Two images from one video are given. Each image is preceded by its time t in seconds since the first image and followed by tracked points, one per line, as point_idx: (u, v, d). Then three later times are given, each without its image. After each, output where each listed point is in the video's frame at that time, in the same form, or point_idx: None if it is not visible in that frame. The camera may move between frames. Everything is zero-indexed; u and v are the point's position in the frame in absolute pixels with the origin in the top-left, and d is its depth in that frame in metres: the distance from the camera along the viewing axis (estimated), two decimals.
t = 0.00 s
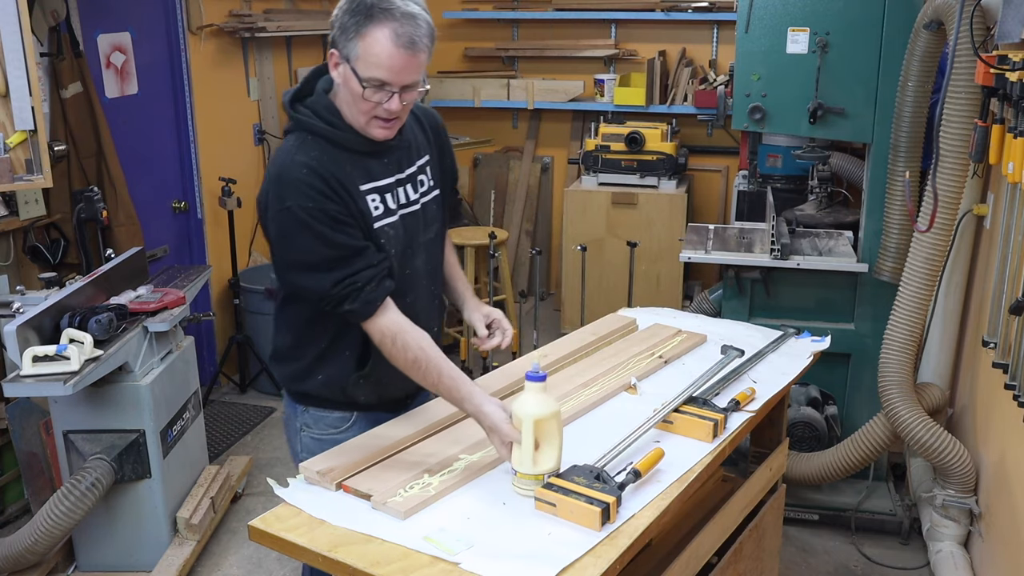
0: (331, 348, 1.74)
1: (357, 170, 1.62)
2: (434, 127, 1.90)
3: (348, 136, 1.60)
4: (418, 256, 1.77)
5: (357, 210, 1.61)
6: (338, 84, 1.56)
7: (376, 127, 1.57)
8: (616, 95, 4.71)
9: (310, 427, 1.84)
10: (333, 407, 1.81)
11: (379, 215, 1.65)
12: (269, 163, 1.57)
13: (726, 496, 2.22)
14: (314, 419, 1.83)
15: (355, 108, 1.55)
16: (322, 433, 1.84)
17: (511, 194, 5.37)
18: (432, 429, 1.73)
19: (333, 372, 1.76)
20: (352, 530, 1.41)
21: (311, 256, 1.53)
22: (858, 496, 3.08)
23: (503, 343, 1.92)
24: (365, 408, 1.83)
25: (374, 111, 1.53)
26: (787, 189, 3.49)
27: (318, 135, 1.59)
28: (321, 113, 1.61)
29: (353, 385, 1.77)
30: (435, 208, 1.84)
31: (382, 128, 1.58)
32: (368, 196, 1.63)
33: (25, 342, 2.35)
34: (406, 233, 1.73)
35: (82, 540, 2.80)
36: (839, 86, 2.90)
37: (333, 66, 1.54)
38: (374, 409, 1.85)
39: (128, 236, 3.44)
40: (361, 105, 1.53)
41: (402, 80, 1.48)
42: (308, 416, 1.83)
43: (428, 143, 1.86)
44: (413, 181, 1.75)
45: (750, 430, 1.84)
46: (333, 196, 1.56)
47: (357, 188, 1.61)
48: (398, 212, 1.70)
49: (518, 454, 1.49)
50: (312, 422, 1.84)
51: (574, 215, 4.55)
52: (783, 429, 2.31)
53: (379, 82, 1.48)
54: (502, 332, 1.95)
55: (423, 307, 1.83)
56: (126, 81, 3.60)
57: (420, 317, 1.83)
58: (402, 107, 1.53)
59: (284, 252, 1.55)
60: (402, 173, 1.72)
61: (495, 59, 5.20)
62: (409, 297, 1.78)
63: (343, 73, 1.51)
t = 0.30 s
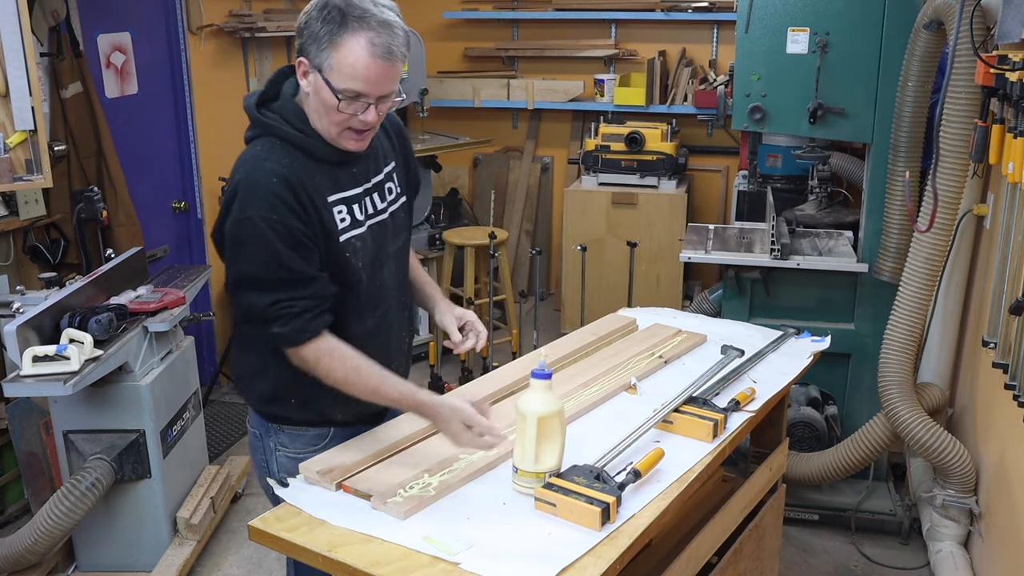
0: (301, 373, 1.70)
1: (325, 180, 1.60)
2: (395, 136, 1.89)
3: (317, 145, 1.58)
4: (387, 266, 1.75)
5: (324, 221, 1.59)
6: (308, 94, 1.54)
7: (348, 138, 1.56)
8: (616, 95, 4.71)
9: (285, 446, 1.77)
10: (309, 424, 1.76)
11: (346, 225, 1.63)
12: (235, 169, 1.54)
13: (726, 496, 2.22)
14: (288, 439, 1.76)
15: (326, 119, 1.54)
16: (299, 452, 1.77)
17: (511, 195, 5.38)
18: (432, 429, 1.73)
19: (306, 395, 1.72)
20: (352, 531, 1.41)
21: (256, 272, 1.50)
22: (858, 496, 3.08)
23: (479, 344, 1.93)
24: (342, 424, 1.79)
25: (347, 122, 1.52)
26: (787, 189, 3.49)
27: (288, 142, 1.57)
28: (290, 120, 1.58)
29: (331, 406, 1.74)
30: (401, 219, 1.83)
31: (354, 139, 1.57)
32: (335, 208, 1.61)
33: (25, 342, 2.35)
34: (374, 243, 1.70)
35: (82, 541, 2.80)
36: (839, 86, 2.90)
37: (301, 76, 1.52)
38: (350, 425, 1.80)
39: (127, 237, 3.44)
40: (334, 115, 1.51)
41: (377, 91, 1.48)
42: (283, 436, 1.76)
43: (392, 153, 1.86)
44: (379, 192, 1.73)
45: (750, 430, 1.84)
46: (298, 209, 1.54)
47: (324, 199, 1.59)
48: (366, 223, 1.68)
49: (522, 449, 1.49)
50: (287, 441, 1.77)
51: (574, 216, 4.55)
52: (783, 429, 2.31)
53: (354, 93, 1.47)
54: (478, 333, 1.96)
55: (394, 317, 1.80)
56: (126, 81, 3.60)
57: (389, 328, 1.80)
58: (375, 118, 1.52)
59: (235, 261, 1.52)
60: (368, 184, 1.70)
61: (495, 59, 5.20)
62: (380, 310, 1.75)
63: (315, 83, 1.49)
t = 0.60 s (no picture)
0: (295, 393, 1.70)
1: (310, 181, 1.59)
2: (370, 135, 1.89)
3: (301, 149, 1.57)
4: (372, 264, 1.75)
5: (312, 223, 1.59)
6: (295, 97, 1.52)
7: (337, 141, 1.55)
8: (616, 95, 4.71)
9: (280, 449, 1.77)
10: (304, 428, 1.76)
11: (333, 227, 1.63)
12: (219, 177, 1.52)
13: (726, 496, 2.22)
14: (284, 442, 1.76)
15: (315, 124, 1.52)
16: (294, 455, 1.77)
17: (511, 194, 5.38)
18: (431, 430, 1.73)
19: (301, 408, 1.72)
20: (351, 530, 1.41)
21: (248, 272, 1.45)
22: (858, 496, 3.08)
23: (478, 331, 1.97)
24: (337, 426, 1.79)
25: (338, 127, 1.51)
26: (787, 189, 3.49)
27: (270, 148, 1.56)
28: (271, 124, 1.58)
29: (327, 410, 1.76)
30: (383, 218, 1.83)
31: (343, 142, 1.56)
32: (322, 210, 1.61)
33: (25, 342, 2.35)
34: (358, 244, 1.71)
35: (81, 541, 2.80)
36: (839, 86, 2.90)
37: (290, 78, 1.50)
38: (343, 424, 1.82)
39: (127, 237, 3.44)
40: (325, 121, 1.50)
41: (370, 98, 1.47)
42: (279, 439, 1.76)
43: (371, 154, 1.86)
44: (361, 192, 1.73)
45: (750, 430, 1.83)
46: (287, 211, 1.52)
47: (311, 202, 1.59)
48: (351, 223, 1.69)
49: (520, 454, 1.49)
50: (282, 445, 1.77)
51: (574, 215, 4.55)
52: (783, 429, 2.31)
53: (347, 100, 1.45)
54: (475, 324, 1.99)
55: (381, 317, 1.81)
56: (126, 81, 3.60)
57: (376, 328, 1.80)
58: (366, 123, 1.52)
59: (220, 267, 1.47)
60: (351, 183, 1.70)
61: (495, 60, 5.21)
62: (365, 310, 1.75)
63: (305, 88, 1.47)
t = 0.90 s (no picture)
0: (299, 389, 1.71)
1: (315, 180, 1.60)
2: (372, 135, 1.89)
3: (308, 148, 1.57)
4: (376, 261, 1.76)
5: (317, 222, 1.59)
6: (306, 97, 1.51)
7: (346, 143, 1.56)
8: (616, 95, 4.71)
9: (283, 445, 1.77)
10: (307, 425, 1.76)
11: (338, 226, 1.64)
12: (224, 177, 1.53)
13: (726, 496, 2.22)
14: (286, 437, 1.76)
15: (326, 125, 1.52)
16: (297, 450, 1.78)
17: (511, 194, 5.37)
18: (431, 430, 1.73)
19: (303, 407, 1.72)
20: (351, 531, 1.40)
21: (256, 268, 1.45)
22: (858, 496, 3.08)
23: (476, 331, 1.96)
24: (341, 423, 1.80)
25: (348, 130, 1.52)
26: (787, 189, 3.49)
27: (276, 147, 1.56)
28: (276, 123, 1.58)
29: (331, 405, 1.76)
30: (386, 217, 1.83)
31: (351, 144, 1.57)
32: (328, 208, 1.61)
33: (25, 342, 2.35)
34: (364, 242, 1.71)
35: (81, 541, 2.80)
36: (839, 86, 2.90)
37: (301, 79, 1.49)
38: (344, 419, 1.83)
39: (127, 237, 3.44)
40: (336, 122, 1.50)
41: (382, 102, 1.47)
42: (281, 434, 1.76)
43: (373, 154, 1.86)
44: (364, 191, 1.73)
45: (750, 430, 1.83)
46: (292, 209, 1.53)
47: (317, 201, 1.59)
48: (356, 222, 1.69)
49: (521, 453, 1.49)
50: (284, 440, 1.77)
51: (574, 215, 4.55)
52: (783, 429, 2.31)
53: (361, 103, 1.46)
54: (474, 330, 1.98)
55: (385, 315, 1.81)
56: (126, 81, 3.60)
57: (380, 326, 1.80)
58: (376, 125, 1.52)
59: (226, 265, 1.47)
60: (354, 182, 1.70)
61: (495, 59, 5.21)
62: (370, 308, 1.75)
63: (317, 90, 1.47)
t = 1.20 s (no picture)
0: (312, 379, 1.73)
1: (337, 172, 1.60)
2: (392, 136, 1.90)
3: (334, 138, 1.58)
4: (393, 258, 1.76)
5: (336, 213, 1.59)
6: (333, 83, 1.51)
7: (368, 132, 1.54)
8: (616, 95, 4.71)
9: (297, 437, 1.78)
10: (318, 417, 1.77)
11: (357, 218, 1.64)
12: (247, 163, 1.52)
13: (726, 496, 2.22)
14: (300, 429, 1.77)
15: (350, 112, 1.52)
16: (310, 443, 1.78)
17: (511, 194, 5.37)
18: (432, 429, 1.73)
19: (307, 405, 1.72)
20: (352, 531, 1.40)
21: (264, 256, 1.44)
22: (858, 496, 3.08)
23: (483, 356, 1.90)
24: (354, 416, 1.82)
25: (372, 117, 1.51)
26: (787, 189, 3.49)
27: (304, 136, 1.56)
28: (304, 113, 1.58)
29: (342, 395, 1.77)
30: (404, 214, 1.83)
31: (374, 133, 1.56)
32: (347, 200, 1.62)
33: (25, 342, 2.35)
34: (382, 237, 1.71)
35: (81, 541, 2.80)
36: (840, 86, 2.90)
37: (330, 65, 1.50)
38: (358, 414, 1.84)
39: (127, 236, 3.44)
40: (360, 109, 1.49)
41: (408, 90, 1.47)
42: (298, 425, 1.77)
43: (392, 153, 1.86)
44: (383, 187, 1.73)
45: (750, 430, 1.83)
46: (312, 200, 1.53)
47: (337, 193, 1.59)
48: (376, 216, 1.69)
49: (521, 453, 1.49)
50: (298, 433, 1.77)
51: (574, 215, 4.55)
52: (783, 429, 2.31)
53: (386, 91, 1.45)
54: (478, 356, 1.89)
55: (401, 311, 1.81)
56: (126, 81, 3.60)
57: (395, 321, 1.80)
58: (400, 116, 1.52)
59: (238, 249, 1.47)
60: (374, 177, 1.70)
61: (495, 59, 5.20)
62: (386, 302, 1.75)
63: (345, 75, 1.47)
